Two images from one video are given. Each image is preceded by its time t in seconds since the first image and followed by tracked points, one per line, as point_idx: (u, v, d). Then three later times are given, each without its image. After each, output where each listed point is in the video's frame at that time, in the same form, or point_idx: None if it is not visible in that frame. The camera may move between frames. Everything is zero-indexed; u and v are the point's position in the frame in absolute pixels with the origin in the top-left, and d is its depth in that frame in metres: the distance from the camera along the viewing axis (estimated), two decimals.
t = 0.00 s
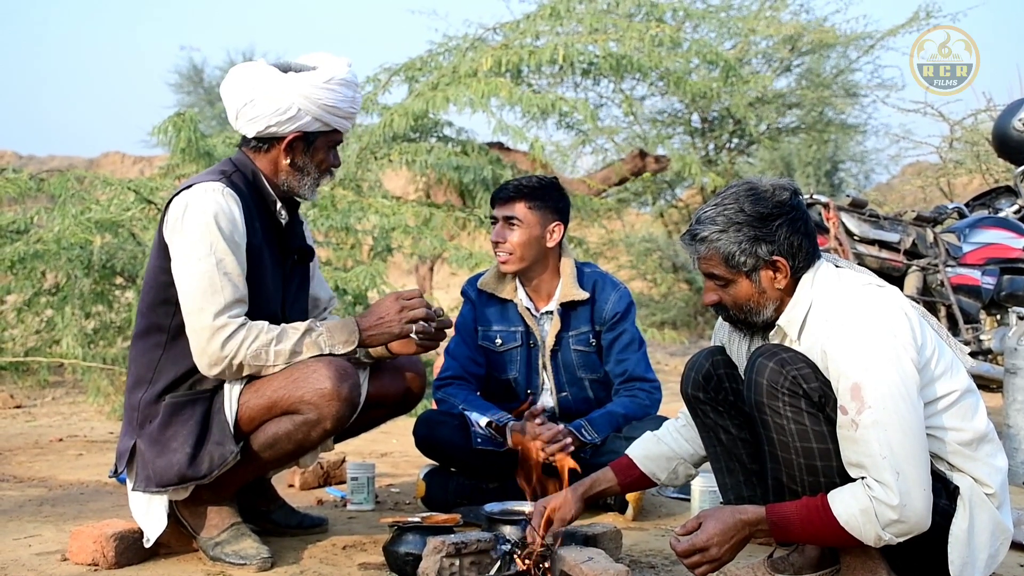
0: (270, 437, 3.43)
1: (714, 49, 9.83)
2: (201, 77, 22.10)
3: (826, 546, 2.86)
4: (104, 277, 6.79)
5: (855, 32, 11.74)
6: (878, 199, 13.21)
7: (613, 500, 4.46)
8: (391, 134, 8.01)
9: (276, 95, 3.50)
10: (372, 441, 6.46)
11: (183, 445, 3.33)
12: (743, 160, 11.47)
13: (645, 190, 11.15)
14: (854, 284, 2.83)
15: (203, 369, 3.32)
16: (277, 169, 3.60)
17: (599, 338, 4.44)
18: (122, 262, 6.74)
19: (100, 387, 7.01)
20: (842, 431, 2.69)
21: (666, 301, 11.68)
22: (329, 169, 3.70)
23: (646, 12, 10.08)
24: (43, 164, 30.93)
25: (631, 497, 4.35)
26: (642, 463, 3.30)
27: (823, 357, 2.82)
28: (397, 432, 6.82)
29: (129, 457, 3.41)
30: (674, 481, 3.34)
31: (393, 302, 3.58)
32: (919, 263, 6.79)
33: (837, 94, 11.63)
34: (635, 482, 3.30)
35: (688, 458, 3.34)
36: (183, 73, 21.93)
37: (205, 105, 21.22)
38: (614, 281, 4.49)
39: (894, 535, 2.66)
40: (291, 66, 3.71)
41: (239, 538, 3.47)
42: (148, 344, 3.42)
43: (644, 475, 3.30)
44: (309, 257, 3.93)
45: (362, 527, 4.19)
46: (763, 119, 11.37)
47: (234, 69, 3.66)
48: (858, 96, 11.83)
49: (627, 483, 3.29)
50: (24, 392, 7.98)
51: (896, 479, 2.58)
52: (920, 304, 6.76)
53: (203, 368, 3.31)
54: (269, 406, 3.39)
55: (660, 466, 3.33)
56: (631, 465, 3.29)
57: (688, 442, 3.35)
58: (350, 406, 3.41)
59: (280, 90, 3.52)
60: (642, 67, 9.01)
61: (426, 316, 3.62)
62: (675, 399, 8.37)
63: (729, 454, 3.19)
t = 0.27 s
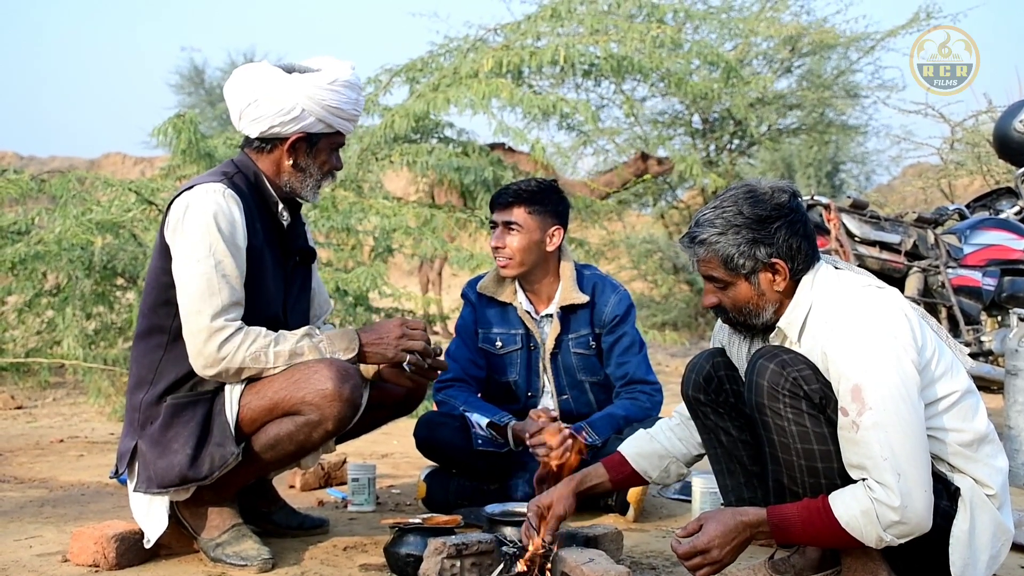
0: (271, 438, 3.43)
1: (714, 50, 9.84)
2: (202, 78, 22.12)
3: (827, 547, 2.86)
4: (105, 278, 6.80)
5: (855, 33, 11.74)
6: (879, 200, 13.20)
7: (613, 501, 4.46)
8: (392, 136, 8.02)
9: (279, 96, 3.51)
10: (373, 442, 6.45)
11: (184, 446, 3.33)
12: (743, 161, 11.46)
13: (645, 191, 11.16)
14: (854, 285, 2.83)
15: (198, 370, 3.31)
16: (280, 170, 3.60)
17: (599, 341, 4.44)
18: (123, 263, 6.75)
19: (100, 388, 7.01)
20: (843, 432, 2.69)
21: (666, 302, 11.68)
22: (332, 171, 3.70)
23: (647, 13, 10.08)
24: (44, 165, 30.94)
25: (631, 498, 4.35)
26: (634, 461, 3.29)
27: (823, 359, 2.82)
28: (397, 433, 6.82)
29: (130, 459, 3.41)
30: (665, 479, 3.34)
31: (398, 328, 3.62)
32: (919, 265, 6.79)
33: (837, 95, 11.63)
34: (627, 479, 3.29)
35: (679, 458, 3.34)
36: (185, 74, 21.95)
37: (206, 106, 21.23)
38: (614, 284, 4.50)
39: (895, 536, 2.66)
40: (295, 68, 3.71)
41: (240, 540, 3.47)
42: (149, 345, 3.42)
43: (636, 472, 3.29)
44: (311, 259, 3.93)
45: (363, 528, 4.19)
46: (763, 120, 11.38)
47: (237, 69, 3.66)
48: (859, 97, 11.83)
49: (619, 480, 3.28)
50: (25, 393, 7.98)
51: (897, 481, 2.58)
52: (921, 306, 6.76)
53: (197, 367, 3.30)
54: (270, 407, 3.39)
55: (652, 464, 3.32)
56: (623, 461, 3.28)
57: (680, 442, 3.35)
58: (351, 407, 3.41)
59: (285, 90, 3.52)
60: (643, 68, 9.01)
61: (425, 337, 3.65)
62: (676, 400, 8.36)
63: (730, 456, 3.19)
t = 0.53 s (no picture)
0: (270, 440, 3.43)
1: (714, 51, 9.85)
2: (201, 80, 22.12)
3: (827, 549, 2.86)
4: (104, 279, 6.80)
5: (854, 34, 11.75)
6: (878, 201, 13.21)
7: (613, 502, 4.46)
8: (391, 137, 8.02)
9: (282, 97, 3.51)
10: (372, 443, 6.45)
11: (183, 446, 3.33)
12: (743, 162, 11.46)
13: (644, 193, 11.18)
14: (853, 287, 2.83)
15: (197, 371, 3.31)
16: (282, 172, 3.60)
17: (598, 342, 4.44)
18: (122, 263, 6.75)
19: (100, 389, 7.00)
20: (843, 434, 2.69)
21: (665, 303, 11.68)
22: (334, 175, 3.70)
23: (646, 14, 10.09)
24: (42, 166, 30.93)
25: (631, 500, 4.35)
26: (632, 467, 3.31)
27: (823, 361, 2.82)
28: (396, 434, 6.82)
29: (129, 459, 3.41)
30: (665, 484, 3.35)
31: (396, 330, 3.62)
32: (918, 266, 6.80)
33: (836, 96, 11.64)
34: (625, 487, 3.32)
35: (679, 463, 3.33)
36: (184, 75, 21.95)
37: (205, 107, 21.23)
38: (613, 285, 4.50)
39: (894, 538, 2.66)
40: (299, 71, 3.71)
41: (239, 541, 3.47)
42: (150, 345, 3.42)
43: (635, 478, 3.31)
44: (313, 259, 3.92)
45: (362, 528, 4.19)
46: (763, 121, 11.39)
47: (243, 70, 3.66)
48: (858, 98, 11.85)
49: (617, 488, 3.32)
50: (24, 394, 7.98)
51: (897, 482, 2.58)
52: (920, 307, 6.76)
53: (197, 369, 3.30)
54: (269, 408, 3.39)
55: (652, 469, 3.33)
56: (622, 469, 3.31)
57: (679, 445, 3.35)
58: (351, 408, 3.41)
59: (288, 92, 3.52)
60: (642, 69, 9.03)
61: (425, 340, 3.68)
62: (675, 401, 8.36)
63: (729, 458, 3.19)
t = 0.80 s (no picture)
0: (270, 440, 3.43)
1: (714, 53, 9.85)
2: (201, 80, 22.11)
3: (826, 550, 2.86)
4: (104, 280, 6.80)
5: (855, 36, 11.75)
6: (878, 203, 13.21)
7: (613, 503, 4.46)
8: (392, 138, 8.02)
9: (285, 98, 3.51)
10: (373, 444, 6.46)
11: (183, 447, 3.33)
12: (743, 163, 11.46)
13: (645, 194, 11.18)
14: (853, 288, 2.83)
15: (197, 371, 3.31)
16: (283, 173, 3.59)
17: (598, 343, 4.44)
18: (122, 265, 6.75)
19: (100, 390, 7.00)
20: (843, 435, 2.69)
21: (665, 305, 11.68)
22: (335, 178, 3.70)
23: (646, 15, 10.09)
24: (42, 168, 30.92)
25: (631, 500, 4.35)
26: (632, 466, 3.32)
27: (823, 361, 2.82)
28: (396, 435, 6.82)
29: (129, 459, 3.41)
30: (664, 484, 3.34)
31: (397, 332, 3.63)
32: (918, 267, 6.81)
33: (836, 98, 11.65)
34: (625, 485, 3.34)
35: (679, 463, 3.33)
36: (184, 76, 21.95)
37: (205, 108, 21.22)
38: (613, 286, 4.50)
39: (894, 539, 2.66)
40: (303, 73, 3.72)
41: (239, 542, 3.47)
42: (150, 345, 3.42)
43: (634, 477, 3.32)
44: (313, 261, 3.92)
45: (362, 530, 4.19)
46: (763, 122, 11.39)
47: (246, 71, 3.67)
48: (858, 99, 11.85)
49: (616, 486, 3.33)
50: (24, 395, 7.98)
51: (897, 483, 2.58)
52: (920, 308, 6.77)
53: (197, 369, 3.30)
54: (269, 409, 3.39)
55: (651, 469, 3.34)
56: (621, 467, 3.33)
57: (678, 445, 3.35)
58: (350, 409, 3.41)
59: (291, 94, 3.53)
60: (642, 70, 9.03)
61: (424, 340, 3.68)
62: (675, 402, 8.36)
63: (729, 458, 3.19)
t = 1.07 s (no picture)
0: (270, 441, 3.43)
1: (714, 53, 9.86)
2: (201, 81, 22.12)
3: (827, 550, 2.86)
4: (104, 280, 6.80)
5: (855, 37, 11.74)
6: (879, 203, 13.21)
7: (613, 504, 4.46)
8: (392, 139, 8.02)
9: (285, 99, 3.51)
10: (373, 444, 6.46)
11: (183, 448, 3.33)
12: (743, 164, 11.46)
13: (645, 195, 11.19)
14: (855, 289, 2.83)
15: (197, 372, 3.31)
16: (282, 174, 3.59)
17: (599, 344, 4.44)
18: (122, 265, 6.75)
19: (99, 391, 7.00)
20: (843, 435, 2.69)
21: (666, 305, 11.69)
22: (334, 179, 3.69)
23: (647, 16, 10.09)
24: (42, 168, 30.92)
25: (631, 501, 4.35)
26: (631, 468, 3.30)
27: (823, 361, 2.82)
28: (396, 436, 6.82)
29: (128, 460, 3.41)
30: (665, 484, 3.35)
31: (396, 332, 3.63)
32: (919, 268, 6.81)
33: (837, 99, 11.65)
34: (625, 487, 3.31)
35: (678, 463, 3.34)
36: (184, 77, 21.95)
37: (205, 109, 21.21)
38: (614, 286, 4.50)
39: (895, 540, 2.66)
40: (304, 74, 3.72)
41: (239, 543, 3.47)
42: (150, 346, 3.42)
43: (634, 479, 3.30)
44: (312, 263, 3.92)
45: (362, 530, 4.18)
46: (763, 123, 11.38)
47: (247, 71, 3.67)
48: (858, 100, 11.85)
49: (617, 488, 3.31)
50: (24, 396, 7.99)
51: (897, 484, 2.59)
52: (920, 309, 6.77)
53: (196, 370, 3.30)
54: (269, 410, 3.39)
55: (650, 470, 3.33)
56: (621, 469, 3.30)
57: (678, 446, 3.35)
58: (350, 410, 3.40)
59: (292, 95, 3.53)
60: (642, 71, 9.04)
61: (424, 340, 3.68)
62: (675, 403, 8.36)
63: (729, 459, 3.19)
